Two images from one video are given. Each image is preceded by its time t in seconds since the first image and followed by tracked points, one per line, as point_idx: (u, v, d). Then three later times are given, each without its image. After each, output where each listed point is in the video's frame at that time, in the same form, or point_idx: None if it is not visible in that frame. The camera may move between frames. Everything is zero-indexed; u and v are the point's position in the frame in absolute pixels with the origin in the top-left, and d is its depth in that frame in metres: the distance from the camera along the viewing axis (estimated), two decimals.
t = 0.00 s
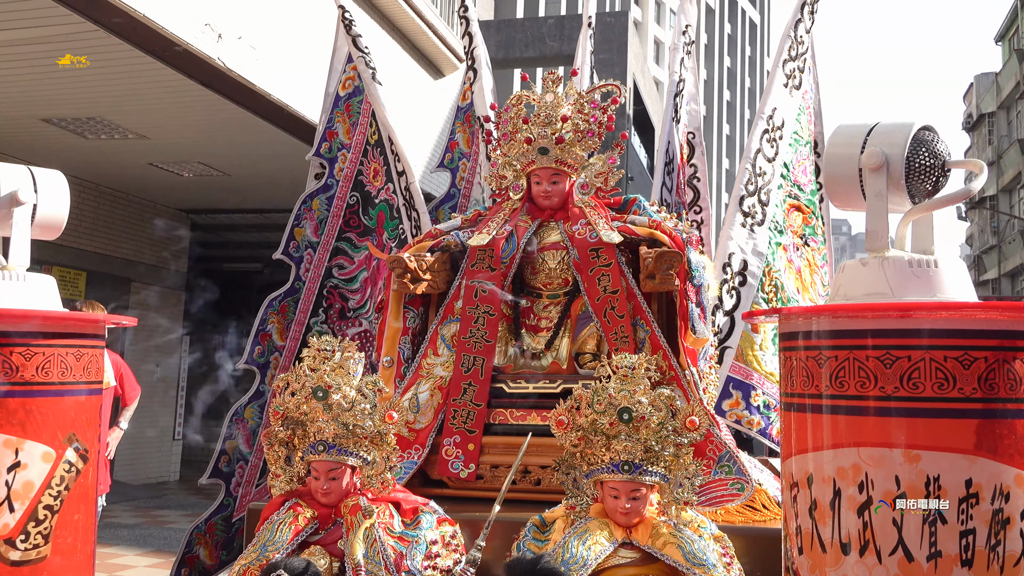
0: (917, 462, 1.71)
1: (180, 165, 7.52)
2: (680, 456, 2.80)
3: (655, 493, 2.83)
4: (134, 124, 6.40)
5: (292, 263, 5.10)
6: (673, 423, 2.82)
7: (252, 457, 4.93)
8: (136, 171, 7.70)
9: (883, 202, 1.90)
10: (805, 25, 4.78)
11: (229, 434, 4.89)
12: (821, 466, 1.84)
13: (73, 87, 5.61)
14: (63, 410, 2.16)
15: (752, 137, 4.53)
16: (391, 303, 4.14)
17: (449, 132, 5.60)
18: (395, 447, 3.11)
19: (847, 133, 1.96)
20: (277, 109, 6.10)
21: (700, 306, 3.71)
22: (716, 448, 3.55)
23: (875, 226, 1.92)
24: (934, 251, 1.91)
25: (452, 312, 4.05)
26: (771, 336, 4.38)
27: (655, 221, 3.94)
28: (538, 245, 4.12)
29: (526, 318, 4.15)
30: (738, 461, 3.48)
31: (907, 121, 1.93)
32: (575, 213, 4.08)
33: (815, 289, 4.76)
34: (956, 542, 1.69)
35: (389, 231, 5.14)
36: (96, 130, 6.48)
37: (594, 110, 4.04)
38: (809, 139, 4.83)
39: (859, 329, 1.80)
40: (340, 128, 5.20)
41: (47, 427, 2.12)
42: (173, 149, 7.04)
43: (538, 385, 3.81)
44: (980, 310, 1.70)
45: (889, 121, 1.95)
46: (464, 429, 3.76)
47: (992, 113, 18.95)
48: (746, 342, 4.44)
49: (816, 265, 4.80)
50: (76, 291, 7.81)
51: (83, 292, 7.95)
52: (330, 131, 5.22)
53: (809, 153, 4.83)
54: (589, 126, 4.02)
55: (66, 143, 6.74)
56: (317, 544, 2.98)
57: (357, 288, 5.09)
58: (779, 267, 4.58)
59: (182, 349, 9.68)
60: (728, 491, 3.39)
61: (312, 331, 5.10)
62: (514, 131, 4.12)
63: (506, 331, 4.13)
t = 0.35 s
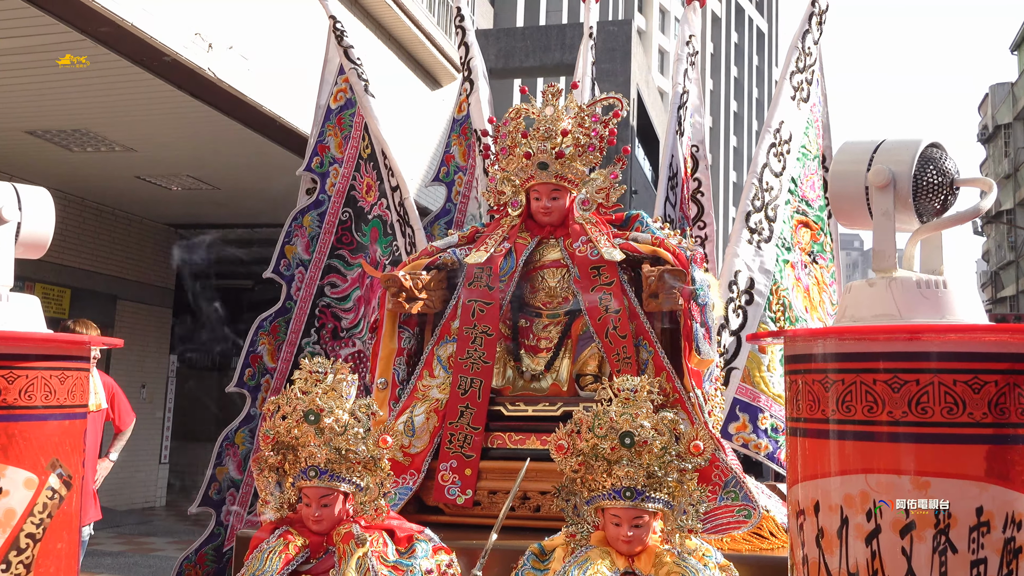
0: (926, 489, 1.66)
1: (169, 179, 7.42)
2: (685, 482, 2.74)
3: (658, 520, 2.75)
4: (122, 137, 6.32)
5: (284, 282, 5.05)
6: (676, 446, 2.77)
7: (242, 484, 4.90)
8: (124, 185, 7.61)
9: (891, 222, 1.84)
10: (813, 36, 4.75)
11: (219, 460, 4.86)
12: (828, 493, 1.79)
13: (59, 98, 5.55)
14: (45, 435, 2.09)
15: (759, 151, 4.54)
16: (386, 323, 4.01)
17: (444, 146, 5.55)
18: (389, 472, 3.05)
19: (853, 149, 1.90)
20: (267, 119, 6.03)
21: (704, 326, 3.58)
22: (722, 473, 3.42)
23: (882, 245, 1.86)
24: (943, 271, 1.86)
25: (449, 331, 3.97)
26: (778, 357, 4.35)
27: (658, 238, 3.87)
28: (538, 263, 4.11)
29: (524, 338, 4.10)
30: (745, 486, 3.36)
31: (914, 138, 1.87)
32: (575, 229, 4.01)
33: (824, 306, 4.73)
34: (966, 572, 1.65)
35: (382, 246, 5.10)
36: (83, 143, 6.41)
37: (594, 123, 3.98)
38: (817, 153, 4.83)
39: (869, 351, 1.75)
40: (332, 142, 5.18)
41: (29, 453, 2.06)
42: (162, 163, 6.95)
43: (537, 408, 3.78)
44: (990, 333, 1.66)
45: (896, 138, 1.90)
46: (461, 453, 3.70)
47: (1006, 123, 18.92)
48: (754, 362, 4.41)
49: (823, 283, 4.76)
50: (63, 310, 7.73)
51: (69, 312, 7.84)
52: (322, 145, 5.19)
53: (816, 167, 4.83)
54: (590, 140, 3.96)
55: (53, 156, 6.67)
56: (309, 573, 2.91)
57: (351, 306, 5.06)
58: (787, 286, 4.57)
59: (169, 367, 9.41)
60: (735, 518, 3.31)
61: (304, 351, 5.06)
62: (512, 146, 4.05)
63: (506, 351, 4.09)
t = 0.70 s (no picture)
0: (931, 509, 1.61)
1: (156, 189, 7.34)
2: (685, 502, 2.70)
3: (657, 541, 2.70)
4: (108, 145, 6.26)
5: (274, 293, 4.99)
6: (677, 465, 2.75)
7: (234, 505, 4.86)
8: (110, 196, 7.52)
9: (893, 235, 1.80)
10: (815, 42, 4.77)
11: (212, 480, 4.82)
12: (832, 513, 1.73)
13: (44, 104, 5.49)
14: (25, 454, 2.03)
15: (762, 162, 4.54)
16: (378, 338, 3.96)
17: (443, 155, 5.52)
18: (380, 492, 3.00)
19: (854, 160, 1.86)
20: (255, 126, 5.97)
21: (705, 340, 3.58)
22: (724, 493, 3.32)
23: (885, 258, 1.82)
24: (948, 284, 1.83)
25: (443, 347, 3.93)
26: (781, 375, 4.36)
27: (658, 251, 3.80)
28: (535, 275, 4.03)
29: (521, 353, 4.05)
30: (749, 506, 3.28)
31: (917, 148, 1.82)
32: (574, 240, 3.97)
33: (826, 320, 4.75)
34: None
35: (376, 260, 5.09)
36: (68, 151, 6.35)
37: (592, 132, 3.95)
38: (819, 162, 4.85)
39: (874, 368, 1.70)
40: (325, 150, 5.16)
41: (7, 473, 2.00)
42: (150, 172, 6.88)
43: (534, 424, 3.69)
44: (995, 348, 1.63)
45: (898, 148, 1.84)
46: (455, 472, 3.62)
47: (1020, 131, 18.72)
48: (757, 377, 4.43)
49: (826, 296, 4.78)
50: (47, 323, 7.58)
51: (54, 325, 7.70)
52: (314, 154, 5.17)
53: (819, 177, 4.85)
54: (587, 149, 3.92)
55: (37, 165, 6.60)
56: None
57: (343, 321, 5.00)
58: (789, 299, 4.59)
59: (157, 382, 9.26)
60: (738, 539, 3.27)
61: (295, 366, 5.00)
62: (509, 155, 3.99)
63: (501, 366, 4.04)
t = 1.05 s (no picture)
0: (938, 526, 1.57)
1: (144, 195, 7.28)
2: (687, 519, 2.64)
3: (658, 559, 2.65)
4: (93, 150, 6.21)
5: (267, 304, 4.92)
6: (679, 480, 2.68)
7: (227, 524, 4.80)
8: (96, 202, 7.45)
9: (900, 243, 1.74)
10: (821, 45, 4.77)
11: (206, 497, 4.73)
12: (836, 531, 1.69)
13: (27, 106, 5.44)
14: (7, 469, 1.97)
15: (767, 167, 4.51)
16: (370, 350, 3.90)
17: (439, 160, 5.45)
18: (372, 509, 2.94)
19: (859, 166, 1.82)
20: (243, 128, 5.92)
21: (709, 351, 3.53)
22: (728, 509, 3.33)
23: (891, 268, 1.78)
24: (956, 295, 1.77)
25: (438, 358, 3.87)
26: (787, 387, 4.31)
27: (660, 259, 3.76)
28: (534, 284, 3.98)
29: (520, 364, 4.00)
30: (753, 523, 3.26)
31: (924, 154, 1.78)
32: (573, 249, 3.92)
33: (830, 330, 4.76)
34: None
35: (370, 267, 5.04)
36: (52, 156, 6.28)
37: (592, 136, 3.92)
38: (824, 168, 4.86)
39: (882, 381, 1.66)
40: (316, 155, 5.11)
41: None
42: (137, 177, 6.82)
43: (533, 439, 3.62)
44: (1005, 360, 1.58)
45: (905, 154, 1.80)
46: (451, 488, 3.55)
47: None
48: (763, 390, 4.38)
49: (828, 306, 4.77)
50: (28, 335, 7.50)
51: (36, 336, 7.62)
52: (307, 158, 5.11)
53: (823, 184, 4.85)
54: (587, 155, 3.90)
55: (21, 169, 6.53)
56: None
57: (337, 330, 4.96)
58: (796, 309, 4.54)
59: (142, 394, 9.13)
60: (744, 558, 3.17)
61: (288, 378, 4.94)
62: (506, 160, 3.96)
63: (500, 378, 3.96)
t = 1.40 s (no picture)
0: (943, 544, 1.53)
1: (132, 201, 7.24)
2: (688, 536, 2.61)
3: None
4: (81, 155, 6.18)
5: (257, 312, 4.90)
6: (681, 496, 2.64)
7: (212, 539, 4.83)
8: (83, 208, 7.40)
9: (904, 254, 1.71)
10: (826, 47, 4.78)
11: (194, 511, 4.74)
12: (839, 549, 1.65)
13: (11, 109, 5.41)
14: None
15: (771, 171, 4.51)
16: (364, 361, 3.83)
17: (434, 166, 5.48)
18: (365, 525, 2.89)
19: (863, 175, 1.78)
20: (234, 132, 5.90)
21: (712, 363, 3.52)
22: (732, 526, 3.25)
23: (895, 279, 1.73)
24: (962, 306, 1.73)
25: (433, 370, 3.85)
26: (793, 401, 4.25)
27: (662, 268, 3.71)
28: (531, 294, 3.94)
29: (517, 377, 3.92)
30: (758, 540, 3.18)
31: (928, 163, 1.75)
32: (572, 257, 3.90)
33: (836, 340, 4.68)
34: None
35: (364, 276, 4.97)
36: (37, 160, 6.25)
37: (592, 143, 3.88)
38: (829, 174, 4.82)
39: (889, 396, 1.61)
40: (310, 162, 5.05)
41: None
42: (126, 183, 6.79)
43: (530, 452, 3.56)
44: (1011, 374, 1.53)
45: (910, 163, 1.77)
46: (446, 504, 3.49)
47: None
48: (768, 404, 4.33)
49: (834, 316, 4.73)
50: (13, 343, 7.37)
51: (21, 345, 7.50)
52: (299, 166, 5.05)
53: (828, 191, 4.81)
54: (587, 161, 3.85)
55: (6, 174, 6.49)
56: None
57: (329, 341, 4.94)
58: (801, 318, 4.51)
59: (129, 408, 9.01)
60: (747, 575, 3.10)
61: (278, 391, 4.95)
62: (504, 167, 3.93)
63: (496, 392, 3.88)
